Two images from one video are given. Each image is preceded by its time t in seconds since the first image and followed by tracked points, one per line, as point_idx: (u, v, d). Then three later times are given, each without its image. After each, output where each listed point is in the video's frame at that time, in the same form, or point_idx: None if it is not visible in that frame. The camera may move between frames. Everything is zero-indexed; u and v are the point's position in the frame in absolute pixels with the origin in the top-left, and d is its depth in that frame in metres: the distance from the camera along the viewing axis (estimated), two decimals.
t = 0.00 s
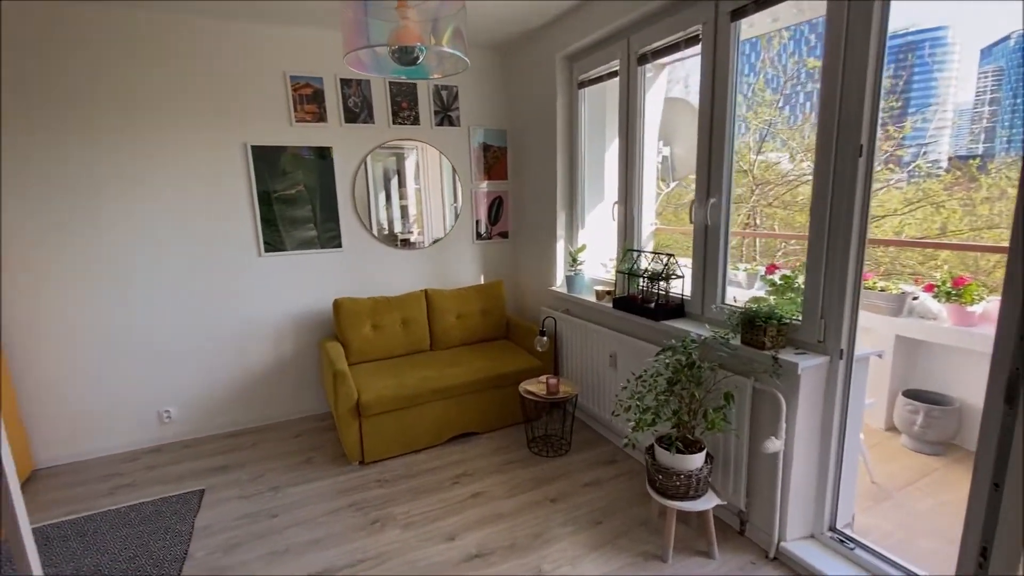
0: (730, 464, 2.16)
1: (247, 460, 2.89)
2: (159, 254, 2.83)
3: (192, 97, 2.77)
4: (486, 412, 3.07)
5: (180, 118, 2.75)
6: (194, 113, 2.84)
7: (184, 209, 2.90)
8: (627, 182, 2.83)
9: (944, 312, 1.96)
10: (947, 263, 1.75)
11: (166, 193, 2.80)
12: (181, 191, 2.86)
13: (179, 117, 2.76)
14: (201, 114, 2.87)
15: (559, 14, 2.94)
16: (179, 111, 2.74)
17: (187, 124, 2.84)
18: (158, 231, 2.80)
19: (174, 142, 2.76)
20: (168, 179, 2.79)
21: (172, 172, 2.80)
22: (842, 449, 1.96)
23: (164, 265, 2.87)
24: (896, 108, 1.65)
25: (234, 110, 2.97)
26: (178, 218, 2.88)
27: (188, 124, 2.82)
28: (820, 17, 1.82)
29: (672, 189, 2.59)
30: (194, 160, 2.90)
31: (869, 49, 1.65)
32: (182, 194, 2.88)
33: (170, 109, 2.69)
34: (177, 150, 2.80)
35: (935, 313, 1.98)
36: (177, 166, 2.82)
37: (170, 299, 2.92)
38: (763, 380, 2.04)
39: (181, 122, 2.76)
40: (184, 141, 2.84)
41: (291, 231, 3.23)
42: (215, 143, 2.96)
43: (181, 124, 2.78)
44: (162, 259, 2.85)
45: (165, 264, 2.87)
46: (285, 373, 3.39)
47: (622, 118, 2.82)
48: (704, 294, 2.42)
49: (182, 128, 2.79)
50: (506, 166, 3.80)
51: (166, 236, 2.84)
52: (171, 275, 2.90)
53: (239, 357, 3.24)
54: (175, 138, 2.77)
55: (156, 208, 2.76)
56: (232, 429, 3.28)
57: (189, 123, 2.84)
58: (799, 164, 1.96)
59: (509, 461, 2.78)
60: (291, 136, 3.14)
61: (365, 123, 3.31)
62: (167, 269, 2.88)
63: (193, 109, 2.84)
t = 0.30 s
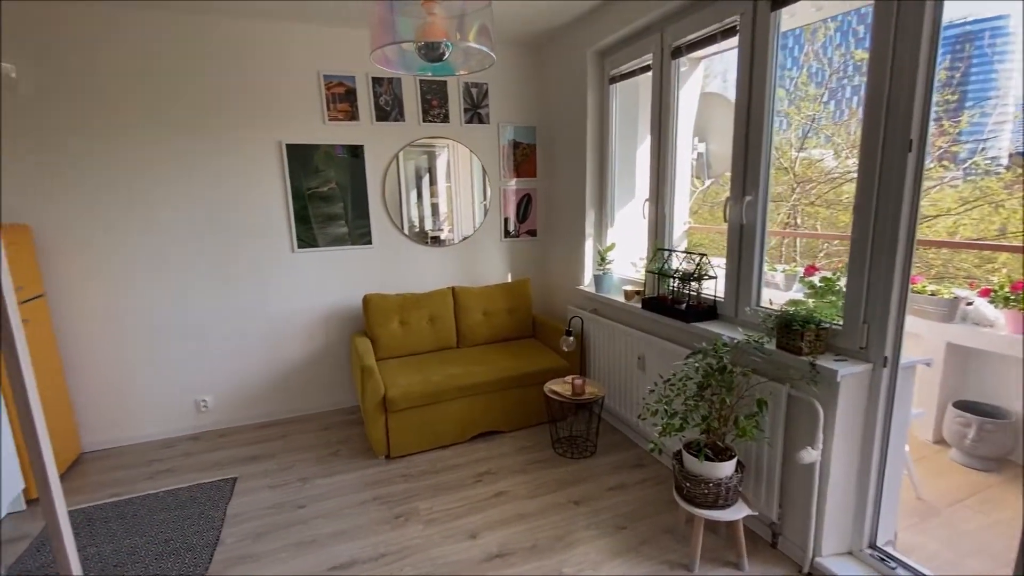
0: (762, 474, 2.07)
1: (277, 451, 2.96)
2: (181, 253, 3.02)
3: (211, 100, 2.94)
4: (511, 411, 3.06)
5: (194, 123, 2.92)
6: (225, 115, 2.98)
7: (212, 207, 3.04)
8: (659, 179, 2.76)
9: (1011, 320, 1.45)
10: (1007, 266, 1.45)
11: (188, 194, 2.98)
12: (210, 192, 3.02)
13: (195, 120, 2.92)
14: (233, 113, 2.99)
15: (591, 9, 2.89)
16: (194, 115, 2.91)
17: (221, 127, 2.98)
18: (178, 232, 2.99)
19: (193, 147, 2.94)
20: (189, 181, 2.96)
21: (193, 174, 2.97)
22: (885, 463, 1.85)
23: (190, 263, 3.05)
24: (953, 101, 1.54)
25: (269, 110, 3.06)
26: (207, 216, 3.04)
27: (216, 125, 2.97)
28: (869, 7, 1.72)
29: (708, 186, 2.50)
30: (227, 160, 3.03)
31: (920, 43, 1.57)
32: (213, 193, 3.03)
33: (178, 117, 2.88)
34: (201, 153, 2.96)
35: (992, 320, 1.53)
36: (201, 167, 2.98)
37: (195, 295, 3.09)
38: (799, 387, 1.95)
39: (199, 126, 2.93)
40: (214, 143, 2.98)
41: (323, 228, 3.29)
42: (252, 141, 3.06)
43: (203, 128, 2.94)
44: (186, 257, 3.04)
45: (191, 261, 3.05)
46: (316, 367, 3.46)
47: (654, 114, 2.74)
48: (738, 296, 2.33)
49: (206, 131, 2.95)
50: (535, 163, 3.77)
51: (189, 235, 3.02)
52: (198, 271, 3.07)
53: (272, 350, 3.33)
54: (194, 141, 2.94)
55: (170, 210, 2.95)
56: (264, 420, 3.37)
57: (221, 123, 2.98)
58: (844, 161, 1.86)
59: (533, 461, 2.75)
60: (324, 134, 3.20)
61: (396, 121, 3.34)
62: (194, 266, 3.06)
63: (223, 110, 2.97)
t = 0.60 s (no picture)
0: (801, 486, 1.97)
1: (309, 443, 3.02)
2: (216, 249, 3.11)
3: (249, 100, 3.02)
4: (538, 410, 3.02)
5: (230, 123, 3.01)
6: (263, 114, 3.06)
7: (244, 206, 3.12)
8: (695, 176, 2.67)
9: None
10: None
11: (223, 192, 3.06)
12: (245, 189, 3.10)
13: (231, 120, 3.01)
14: (270, 111, 3.07)
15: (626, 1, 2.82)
16: (228, 116, 3.00)
17: (258, 126, 3.06)
18: (213, 229, 3.09)
19: (226, 147, 3.02)
20: (221, 180, 3.05)
21: (228, 172, 3.05)
22: (937, 480, 1.74)
23: (224, 259, 3.14)
24: (1015, 94, 1.44)
25: (304, 109, 3.12)
26: (241, 213, 3.12)
27: (251, 124, 3.05)
28: None
29: (747, 184, 2.39)
30: (263, 159, 3.10)
31: (983, 31, 1.45)
32: (249, 190, 3.11)
33: (212, 117, 2.97)
34: (235, 152, 3.05)
35: None
36: (236, 166, 3.06)
37: (228, 291, 3.18)
38: (843, 396, 1.84)
39: (233, 126, 3.02)
40: (250, 141, 3.06)
41: (355, 225, 3.34)
42: (288, 139, 3.13)
43: (240, 127, 3.03)
44: (220, 253, 3.13)
45: (225, 258, 3.14)
46: (347, 362, 3.51)
47: (690, 110, 2.65)
48: (777, 298, 2.23)
49: (242, 130, 3.04)
50: (567, 160, 3.71)
51: (224, 232, 3.11)
52: (232, 267, 3.16)
53: (305, 344, 3.40)
54: (229, 140, 3.02)
55: (206, 207, 3.05)
56: (297, 412, 3.45)
57: (259, 122, 3.06)
58: (894, 158, 1.75)
59: (560, 462, 2.71)
60: (358, 132, 3.24)
61: (427, 119, 3.35)
62: (228, 262, 3.15)
63: (260, 109, 3.05)
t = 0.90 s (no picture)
0: (841, 502, 1.86)
1: (336, 437, 3.06)
2: (249, 246, 3.19)
3: (282, 99, 3.07)
4: (564, 412, 2.97)
5: (263, 122, 3.07)
6: (296, 113, 3.11)
7: (277, 203, 3.18)
8: (732, 174, 2.56)
9: None
10: None
11: (255, 191, 3.13)
12: (277, 187, 3.16)
13: (264, 119, 3.07)
14: (302, 110, 3.11)
15: None
16: (262, 115, 3.06)
17: (290, 124, 3.11)
18: (246, 226, 3.16)
19: (261, 145, 3.09)
20: (255, 177, 3.11)
21: (262, 170, 3.12)
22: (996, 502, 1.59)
23: (257, 256, 3.21)
24: None
25: (337, 107, 3.16)
26: (273, 211, 3.18)
27: (284, 123, 3.10)
28: None
29: (788, 182, 2.27)
30: (294, 157, 3.15)
31: None
32: (282, 188, 3.17)
33: (247, 117, 3.04)
34: (270, 150, 3.11)
35: None
36: (269, 164, 3.12)
37: (260, 287, 3.25)
38: (890, 408, 1.72)
39: (266, 125, 3.07)
40: (284, 140, 3.12)
41: (384, 223, 3.36)
42: (320, 138, 3.17)
43: (273, 126, 3.09)
44: (253, 250, 3.20)
45: (257, 254, 3.21)
46: (375, 358, 3.54)
47: (728, 105, 2.54)
48: (818, 303, 2.11)
49: (276, 129, 3.09)
50: (598, 158, 3.64)
51: (257, 229, 3.18)
52: (264, 263, 3.23)
53: (335, 340, 3.44)
54: (263, 139, 3.09)
55: (239, 205, 3.12)
56: (326, 406, 3.51)
57: (292, 121, 3.11)
58: (949, 155, 1.62)
59: (586, 466, 2.66)
60: (388, 130, 3.25)
61: (457, 116, 3.34)
62: (260, 258, 3.22)
63: (294, 109, 3.10)
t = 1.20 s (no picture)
0: (885, 524, 1.74)
1: (362, 434, 3.08)
2: (280, 243, 3.24)
3: (313, 99, 3.11)
4: (590, 416, 2.90)
5: (294, 122, 3.11)
6: (326, 113, 3.14)
7: (308, 201, 3.22)
8: (770, 172, 2.43)
9: None
10: None
11: (286, 189, 3.18)
12: (307, 186, 3.20)
13: (296, 119, 3.11)
14: (333, 110, 3.14)
15: None
16: (293, 115, 3.11)
17: (320, 124, 3.15)
18: (277, 224, 3.22)
19: (293, 145, 3.14)
20: (286, 176, 3.17)
21: (292, 169, 3.17)
22: None
23: (287, 253, 3.27)
24: None
25: (366, 107, 3.18)
26: (303, 209, 3.23)
27: (315, 123, 3.14)
28: None
29: (831, 181, 2.14)
30: (323, 156, 3.19)
31: None
32: (311, 187, 3.21)
33: (278, 117, 3.09)
34: (301, 150, 3.15)
35: None
36: (300, 163, 3.17)
37: (290, 284, 3.31)
38: (942, 426, 1.59)
39: (297, 124, 3.12)
40: (314, 140, 3.16)
41: (411, 222, 3.36)
42: (350, 137, 3.19)
43: (304, 126, 3.13)
44: (283, 248, 3.25)
45: (287, 252, 3.27)
46: (402, 356, 3.55)
47: (767, 100, 2.42)
48: (863, 309, 1.97)
49: (307, 129, 3.14)
50: (629, 156, 3.54)
51: (287, 227, 3.23)
52: (293, 261, 3.28)
53: (362, 337, 3.47)
54: (294, 138, 3.13)
55: (271, 203, 3.18)
56: (353, 403, 3.54)
57: (322, 120, 3.14)
58: (1010, 151, 1.49)
59: (611, 473, 2.59)
60: (416, 129, 3.25)
61: (485, 114, 3.30)
62: (290, 256, 3.27)
63: (325, 109, 3.13)
